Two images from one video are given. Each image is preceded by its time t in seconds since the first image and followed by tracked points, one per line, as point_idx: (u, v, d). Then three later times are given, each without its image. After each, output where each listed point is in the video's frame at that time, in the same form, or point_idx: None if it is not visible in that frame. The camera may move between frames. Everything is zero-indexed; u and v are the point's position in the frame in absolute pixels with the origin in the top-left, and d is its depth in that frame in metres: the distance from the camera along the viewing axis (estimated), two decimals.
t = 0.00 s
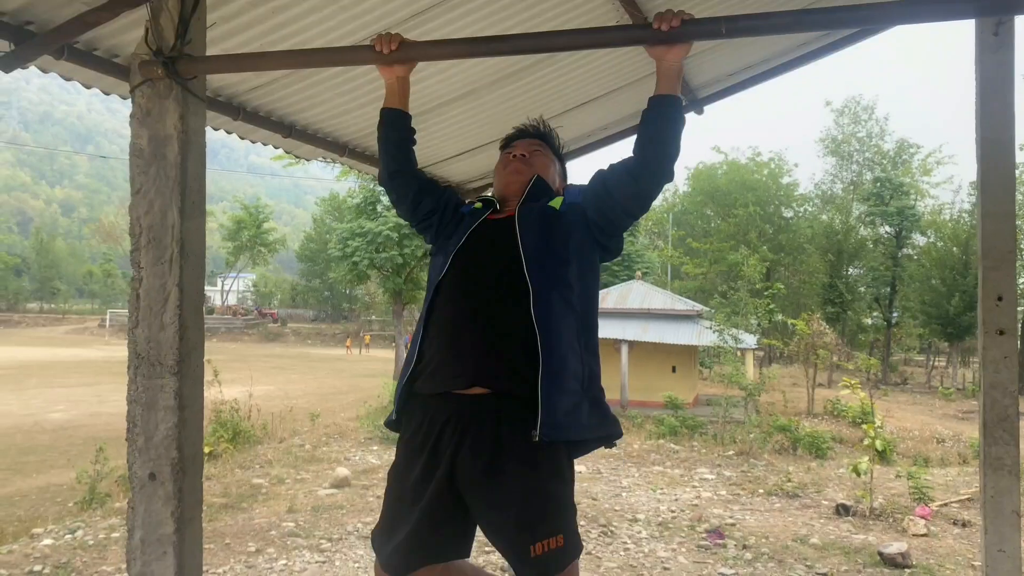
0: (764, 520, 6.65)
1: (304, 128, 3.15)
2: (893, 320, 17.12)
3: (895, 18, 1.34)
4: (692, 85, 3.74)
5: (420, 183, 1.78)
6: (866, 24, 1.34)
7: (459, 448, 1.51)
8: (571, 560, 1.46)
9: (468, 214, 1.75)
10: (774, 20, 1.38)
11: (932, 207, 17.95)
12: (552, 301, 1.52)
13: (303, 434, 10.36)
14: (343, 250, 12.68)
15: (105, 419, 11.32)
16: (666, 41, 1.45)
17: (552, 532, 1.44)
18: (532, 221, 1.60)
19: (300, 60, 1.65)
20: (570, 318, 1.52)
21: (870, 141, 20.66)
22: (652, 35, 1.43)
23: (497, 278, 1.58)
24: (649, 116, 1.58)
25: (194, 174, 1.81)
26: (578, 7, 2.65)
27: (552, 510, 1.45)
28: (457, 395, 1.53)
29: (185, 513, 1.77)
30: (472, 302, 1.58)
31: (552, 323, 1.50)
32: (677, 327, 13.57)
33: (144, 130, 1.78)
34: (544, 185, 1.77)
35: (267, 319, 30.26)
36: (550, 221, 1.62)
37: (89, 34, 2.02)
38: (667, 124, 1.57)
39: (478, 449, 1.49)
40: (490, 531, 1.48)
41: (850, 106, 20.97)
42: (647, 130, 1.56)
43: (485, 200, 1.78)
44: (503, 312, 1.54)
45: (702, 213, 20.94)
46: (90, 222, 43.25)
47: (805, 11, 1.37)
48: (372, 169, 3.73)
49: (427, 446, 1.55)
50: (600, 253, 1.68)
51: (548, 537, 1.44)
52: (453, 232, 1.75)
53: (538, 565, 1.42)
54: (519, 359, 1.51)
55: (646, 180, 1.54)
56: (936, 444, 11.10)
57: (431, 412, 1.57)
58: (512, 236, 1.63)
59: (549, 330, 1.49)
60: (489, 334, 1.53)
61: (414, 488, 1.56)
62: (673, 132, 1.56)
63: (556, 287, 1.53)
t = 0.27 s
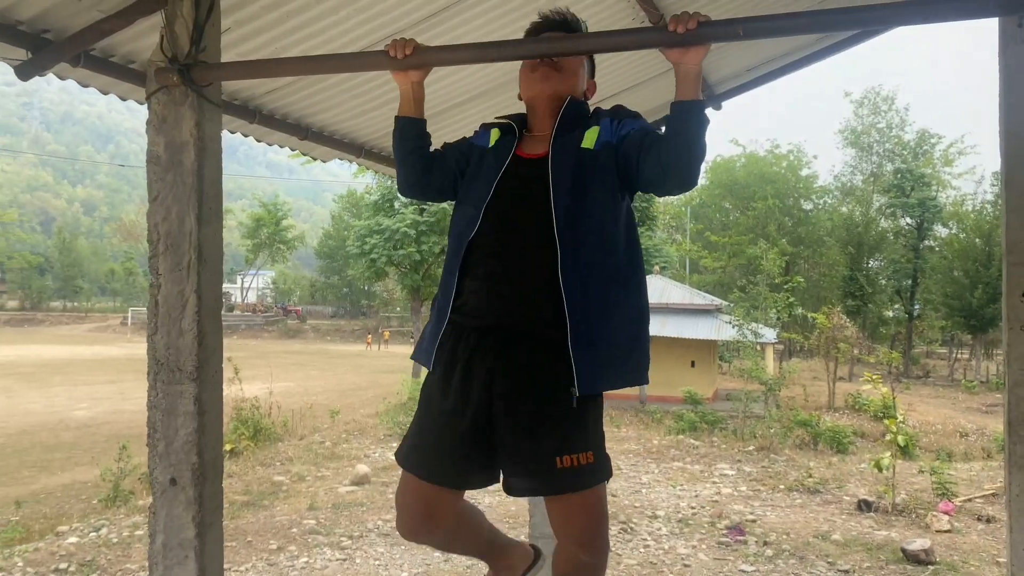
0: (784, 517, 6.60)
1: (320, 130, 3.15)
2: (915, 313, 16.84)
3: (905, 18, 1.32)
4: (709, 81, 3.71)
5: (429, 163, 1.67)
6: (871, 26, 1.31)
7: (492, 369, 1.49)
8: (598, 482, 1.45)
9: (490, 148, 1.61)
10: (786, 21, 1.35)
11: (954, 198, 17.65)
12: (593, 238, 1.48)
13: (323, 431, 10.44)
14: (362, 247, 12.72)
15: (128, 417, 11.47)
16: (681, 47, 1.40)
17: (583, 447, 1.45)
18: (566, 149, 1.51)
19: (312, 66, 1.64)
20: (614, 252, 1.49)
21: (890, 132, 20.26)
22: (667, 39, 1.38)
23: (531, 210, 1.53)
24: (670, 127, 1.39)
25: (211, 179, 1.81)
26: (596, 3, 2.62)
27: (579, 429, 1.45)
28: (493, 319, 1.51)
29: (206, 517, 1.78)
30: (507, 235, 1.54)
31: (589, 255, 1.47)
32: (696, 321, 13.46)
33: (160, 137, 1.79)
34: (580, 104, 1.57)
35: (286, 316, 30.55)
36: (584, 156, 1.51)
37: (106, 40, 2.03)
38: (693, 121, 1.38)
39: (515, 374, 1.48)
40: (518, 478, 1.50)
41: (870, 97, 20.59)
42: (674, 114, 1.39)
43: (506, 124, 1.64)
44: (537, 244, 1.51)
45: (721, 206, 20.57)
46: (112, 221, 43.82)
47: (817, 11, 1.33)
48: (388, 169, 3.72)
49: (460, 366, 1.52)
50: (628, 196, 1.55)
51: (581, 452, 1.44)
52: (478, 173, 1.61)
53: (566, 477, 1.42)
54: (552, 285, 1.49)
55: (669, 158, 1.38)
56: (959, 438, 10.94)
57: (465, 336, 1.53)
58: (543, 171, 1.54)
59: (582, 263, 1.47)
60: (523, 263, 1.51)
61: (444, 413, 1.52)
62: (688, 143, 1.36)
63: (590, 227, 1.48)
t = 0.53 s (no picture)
0: (803, 513, 6.57)
1: (335, 135, 3.20)
2: (939, 308, 16.46)
3: (906, 18, 1.34)
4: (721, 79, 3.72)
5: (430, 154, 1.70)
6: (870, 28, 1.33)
7: (506, 355, 1.49)
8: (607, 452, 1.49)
9: (492, 122, 1.58)
10: (776, 24, 1.38)
11: (979, 191, 17.31)
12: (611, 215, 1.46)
13: (345, 428, 10.56)
14: (381, 246, 12.85)
15: (153, 416, 11.69)
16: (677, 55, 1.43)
17: (588, 430, 1.46)
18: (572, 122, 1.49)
19: (320, 75, 1.71)
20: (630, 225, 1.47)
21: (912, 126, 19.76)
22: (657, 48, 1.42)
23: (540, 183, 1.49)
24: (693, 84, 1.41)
25: (223, 187, 1.87)
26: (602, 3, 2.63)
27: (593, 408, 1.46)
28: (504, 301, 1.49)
29: (219, 511, 1.85)
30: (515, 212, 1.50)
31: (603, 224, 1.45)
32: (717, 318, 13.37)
33: (175, 146, 1.86)
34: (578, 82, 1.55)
35: (309, 315, 30.83)
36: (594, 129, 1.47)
37: (122, 52, 2.11)
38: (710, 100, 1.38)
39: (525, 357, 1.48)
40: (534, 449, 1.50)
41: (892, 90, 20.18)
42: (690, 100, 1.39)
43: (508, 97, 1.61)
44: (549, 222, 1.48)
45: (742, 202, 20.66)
46: (138, 222, 44.52)
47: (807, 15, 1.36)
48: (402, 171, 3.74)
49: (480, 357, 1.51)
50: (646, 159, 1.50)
51: (583, 433, 1.46)
52: (473, 143, 1.59)
53: (575, 458, 1.44)
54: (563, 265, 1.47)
55: (683, 131, 1.39)
56: (984, 434, 10.77)
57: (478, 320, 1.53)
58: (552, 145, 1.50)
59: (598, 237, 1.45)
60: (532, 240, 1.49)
61: (462, 399, 1.53)
62: (716, 114, 1.38)
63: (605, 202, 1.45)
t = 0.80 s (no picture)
0: (812, 514, 6.55)
1: (334, 144, 3.26)
2: (959, 310, 15.99)
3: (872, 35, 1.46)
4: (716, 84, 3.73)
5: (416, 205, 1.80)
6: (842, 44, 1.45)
7: (478, 531, 1.41)
8: None
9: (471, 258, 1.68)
10: (736, 43, 1.51)
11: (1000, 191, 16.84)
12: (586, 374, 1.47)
13: (359, 431, 10.64)
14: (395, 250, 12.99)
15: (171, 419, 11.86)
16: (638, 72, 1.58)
17: None
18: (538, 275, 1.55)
19: (303, 92, 1.78)
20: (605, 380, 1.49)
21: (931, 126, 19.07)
22: (622, 66, 1.57)
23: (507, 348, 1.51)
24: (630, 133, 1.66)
25: (218, 196, 1.94)
26: (590, 18, 2.65)
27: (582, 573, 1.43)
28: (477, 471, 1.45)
29: (216, 508, 1.93)
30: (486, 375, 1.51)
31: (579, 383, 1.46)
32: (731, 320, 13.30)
33: (171, 158, 1.95)
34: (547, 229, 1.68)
35: (326, 318, 30.99)
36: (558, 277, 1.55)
37: (123, 68, 2.18)
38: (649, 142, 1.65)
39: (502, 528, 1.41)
40: None
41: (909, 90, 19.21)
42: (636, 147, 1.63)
43: (490, 240, 1.70)
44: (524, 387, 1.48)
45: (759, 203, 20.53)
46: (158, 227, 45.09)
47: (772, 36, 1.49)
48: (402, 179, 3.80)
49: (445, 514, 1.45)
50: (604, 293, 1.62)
51: None
52: (455, 279, 1.69)
53: None
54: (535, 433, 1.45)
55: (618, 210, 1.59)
56: (1002, 436, 10.62)
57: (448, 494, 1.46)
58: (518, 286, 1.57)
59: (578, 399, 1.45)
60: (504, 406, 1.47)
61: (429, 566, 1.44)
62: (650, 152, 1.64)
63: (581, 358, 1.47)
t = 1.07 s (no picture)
0: (818, 519, 6.52)
1: (331, 152, 3.30)
2: (971, 314, 15.74)
3: (854, 42, 1.47)
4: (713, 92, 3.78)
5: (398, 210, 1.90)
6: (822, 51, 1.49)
7: (439, 574, 1.51)
8: None
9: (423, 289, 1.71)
10: (705, 54, 1.54)
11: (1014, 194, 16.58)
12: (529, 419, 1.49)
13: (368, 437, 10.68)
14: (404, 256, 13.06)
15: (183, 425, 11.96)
16: (610, 79, 1.61)
17: None
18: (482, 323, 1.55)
19: (290, 103, 1.83)
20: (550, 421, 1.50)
21: (943, 129, 18.93)
22: (595, 74, 1.61)
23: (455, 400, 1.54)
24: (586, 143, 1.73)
25: (210, 204, 1.99)
26: (579, 27, 2.68)
27: None
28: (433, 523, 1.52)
29: (210, 510, 1.96)
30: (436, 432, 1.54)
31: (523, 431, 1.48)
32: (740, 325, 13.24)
33: (164, 167, 2.00)
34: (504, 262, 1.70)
35: (338, 324, 31.11)
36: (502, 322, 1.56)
37: (119, 80, 2.24)
38: (603, 153, 1.71)
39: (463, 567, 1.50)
40: None
41: (920, 93, 19.11)
42: (589, 154, 1.71)
43: (441, 265, 1.77)
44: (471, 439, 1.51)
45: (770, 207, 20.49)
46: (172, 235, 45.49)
47: (753, 47, 1.52)
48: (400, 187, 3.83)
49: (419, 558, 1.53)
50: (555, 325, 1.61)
51: None
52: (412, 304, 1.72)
53: None
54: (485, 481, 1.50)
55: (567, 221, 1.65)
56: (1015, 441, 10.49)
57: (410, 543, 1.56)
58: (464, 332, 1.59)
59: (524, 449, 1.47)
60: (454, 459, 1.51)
61: None
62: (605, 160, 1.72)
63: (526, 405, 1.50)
